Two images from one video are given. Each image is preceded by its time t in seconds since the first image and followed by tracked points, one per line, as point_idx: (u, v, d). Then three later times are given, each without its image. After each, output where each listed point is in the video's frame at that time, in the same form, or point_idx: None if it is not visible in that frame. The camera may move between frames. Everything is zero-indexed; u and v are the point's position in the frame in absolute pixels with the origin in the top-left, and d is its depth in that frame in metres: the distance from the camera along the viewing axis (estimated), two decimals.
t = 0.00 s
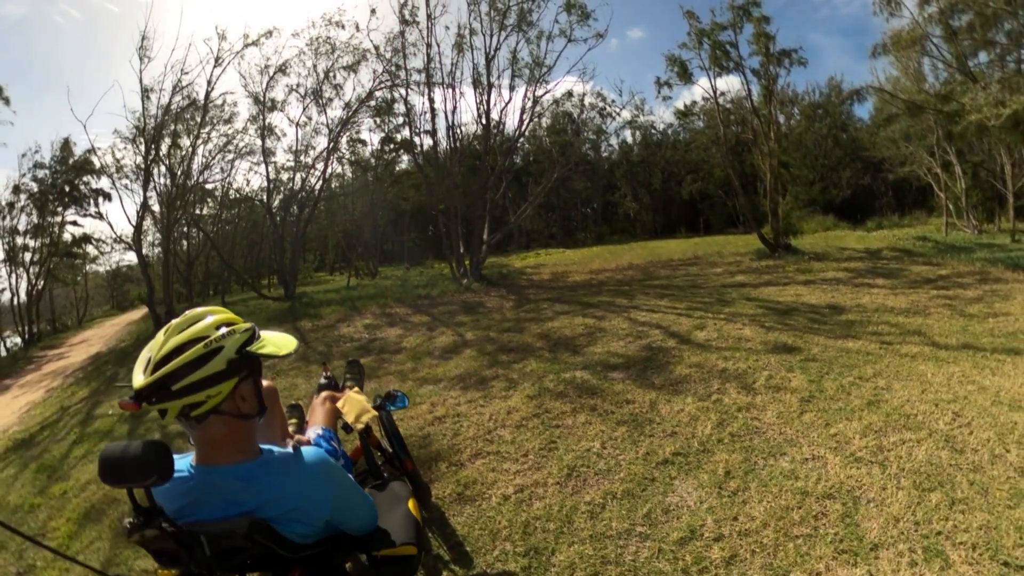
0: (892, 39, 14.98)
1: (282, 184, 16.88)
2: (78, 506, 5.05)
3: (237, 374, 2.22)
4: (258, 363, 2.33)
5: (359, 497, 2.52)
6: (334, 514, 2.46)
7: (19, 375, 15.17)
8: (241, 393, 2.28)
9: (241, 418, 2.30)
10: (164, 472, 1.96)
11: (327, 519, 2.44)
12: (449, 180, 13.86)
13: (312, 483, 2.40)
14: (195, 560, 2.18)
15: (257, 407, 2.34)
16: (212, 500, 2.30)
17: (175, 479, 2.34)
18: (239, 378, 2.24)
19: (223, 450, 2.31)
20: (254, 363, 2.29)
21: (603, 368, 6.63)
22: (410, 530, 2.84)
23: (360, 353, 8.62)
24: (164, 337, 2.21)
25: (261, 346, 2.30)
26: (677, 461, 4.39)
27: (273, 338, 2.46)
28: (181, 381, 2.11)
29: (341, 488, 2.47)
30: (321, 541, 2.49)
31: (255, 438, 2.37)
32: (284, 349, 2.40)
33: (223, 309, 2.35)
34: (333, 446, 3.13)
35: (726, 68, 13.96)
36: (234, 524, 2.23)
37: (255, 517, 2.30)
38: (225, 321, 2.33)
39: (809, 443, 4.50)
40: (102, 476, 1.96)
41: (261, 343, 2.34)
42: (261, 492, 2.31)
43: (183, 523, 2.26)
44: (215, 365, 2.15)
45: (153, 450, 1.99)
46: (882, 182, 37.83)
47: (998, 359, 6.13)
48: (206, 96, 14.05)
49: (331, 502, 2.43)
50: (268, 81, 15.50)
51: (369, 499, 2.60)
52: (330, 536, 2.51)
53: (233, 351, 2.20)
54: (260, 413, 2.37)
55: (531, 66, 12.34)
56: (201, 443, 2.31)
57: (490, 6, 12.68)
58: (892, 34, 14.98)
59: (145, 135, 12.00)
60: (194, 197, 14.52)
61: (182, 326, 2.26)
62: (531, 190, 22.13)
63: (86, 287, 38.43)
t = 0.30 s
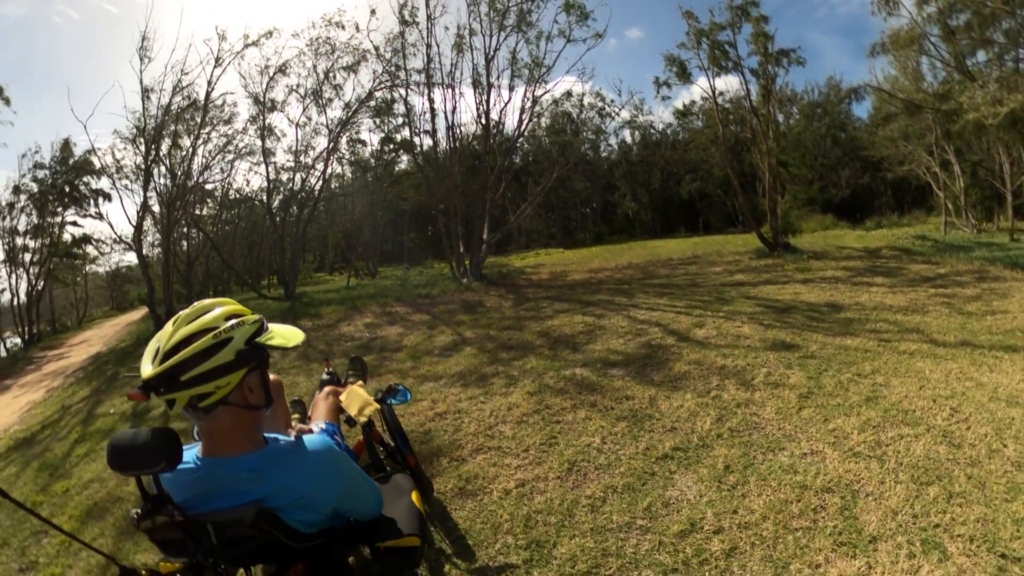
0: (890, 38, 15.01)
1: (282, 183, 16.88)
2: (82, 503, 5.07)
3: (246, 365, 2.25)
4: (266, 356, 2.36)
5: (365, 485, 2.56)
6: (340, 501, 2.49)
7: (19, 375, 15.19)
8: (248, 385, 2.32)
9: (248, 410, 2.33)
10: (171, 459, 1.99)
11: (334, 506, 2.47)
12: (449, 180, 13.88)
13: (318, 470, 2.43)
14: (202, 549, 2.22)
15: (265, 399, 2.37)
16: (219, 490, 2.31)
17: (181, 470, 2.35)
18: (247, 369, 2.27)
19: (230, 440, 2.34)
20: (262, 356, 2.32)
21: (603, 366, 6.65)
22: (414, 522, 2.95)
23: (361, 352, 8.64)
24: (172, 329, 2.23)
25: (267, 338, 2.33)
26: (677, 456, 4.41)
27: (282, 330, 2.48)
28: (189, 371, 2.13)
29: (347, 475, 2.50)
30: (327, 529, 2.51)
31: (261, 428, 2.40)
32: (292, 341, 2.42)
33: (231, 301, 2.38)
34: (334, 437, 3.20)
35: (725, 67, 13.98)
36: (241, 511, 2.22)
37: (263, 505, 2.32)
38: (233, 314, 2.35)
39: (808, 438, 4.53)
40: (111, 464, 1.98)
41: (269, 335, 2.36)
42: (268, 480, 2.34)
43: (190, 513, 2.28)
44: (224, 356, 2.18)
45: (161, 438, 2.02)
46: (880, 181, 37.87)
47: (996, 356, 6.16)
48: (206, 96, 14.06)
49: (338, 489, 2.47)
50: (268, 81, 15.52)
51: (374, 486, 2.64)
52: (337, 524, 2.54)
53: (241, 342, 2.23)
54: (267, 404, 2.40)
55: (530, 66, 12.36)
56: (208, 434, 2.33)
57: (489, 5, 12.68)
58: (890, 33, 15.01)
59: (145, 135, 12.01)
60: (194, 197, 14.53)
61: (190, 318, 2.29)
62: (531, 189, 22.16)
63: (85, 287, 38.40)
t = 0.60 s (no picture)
0: (890, 38, 15.01)
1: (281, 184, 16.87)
2: (83, 507, 5.07)
3: (249, 372, 2.25)
4: (269, 362, 2.37)
5: (371, 491, 2.56)
6: (347, 508, 2.49)
7: (19, 376, 15.17)
8: (252, 391, 2.33)
9: (253, 416, 2.33)
10: (183, 470, 1.99)
11: (342, 514, 2.47)
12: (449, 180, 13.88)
13: (325, 477, 2.43)
14: (212, 557, 2.21)
15: (269, 405, 2.38)
16: (228, 498, 2.31)
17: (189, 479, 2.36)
18: (251, 376, 2.27)
19: (236, 448, 2.35)
20: (265, 362, 2.33)
21: (604, 367, 6.65)
22: (422, 524, 2.95)
23: (362, 353, 8.63)
24: (175, 338, 2.24)
25: (270, 344, 2.33)
26: (679, 457, 4.41)
27: (286, 336, 2.48)
28: (193, 379, 2.14)
29: (354, 481, 2.50)
30: (336, 538, 2.51)
31: (267, 435, 2.41)
32: (296, 346, 2.43)
33: (234, 308, 2.39)
34: (342, 440, 3.18)
35: (725, 67, 13.98)
36: (252, 520, 2.25)
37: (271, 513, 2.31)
38: (235, 320, 2.36)
39: (809, 438, 4.53)
40: (120, 475, 1.99)
41: (272, 342, 2.37)
42: (275, 488, 2.33)
43: (199, 522, 2.28)
44: (227, 363, 2.19)
45: (167, 447, 2.02)
46: (880, 181, 37.89)
47: (995, 356, 6.16)
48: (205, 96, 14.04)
49: (345, 496, 2.46)
50: (268, 81, 15.50)
51: (381, 493, 2.64)
52: (345, 531, 2.54)
53: (244, 349, 2.24)
54: (272, 411, 2.41)
55: (530, 66, 12.35)
56: (214, 442, 2.34)
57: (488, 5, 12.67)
58: (890, 33, 15.00)
59: (145, 135, 12.00)
60: (194, 197, 14.51)
61: (192, 326, 2.29)
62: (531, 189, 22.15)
63: (84, 288, 38.31)
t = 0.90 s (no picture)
0: (887, 38, 15.06)
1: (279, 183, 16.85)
2: (85, 507, 5.08)
3: (252, 367, 2.26)
4: (272, 357, 2.37)
5: (376, 486, 2.60)
6: (353, 502, 2.52)
7: (17, 377, 15.15)
8: (256, 387, 2.33)
9: (257, 412, 2.34)
10: (191, 466, 2.01)
11: (347, 508, 2.50)
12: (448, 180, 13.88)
13: (328, 472, 2.46)
14: (221, 553, 2.22)
15: (273, 401, 2.38)
16: (233, 495, 2.34)
17: (194, 475, 2.38)
18: (253, 371, 2.28)
19: (241, 444, 2.37)
20: (269, 358, 2.33)
21: (604, 365, 6.67)
22: (425, 521, 2.98)
23: (361, 352, 8.65)
24: (178, 334, 2.26)
25: (273, 339, 2.34)
26: (679, 453, 4.43)
27: (289, 331, 2.49)
28: (196, 375, 2.15)
29: (357, 476, 2.53)
30: (341, 532, 2.54)
31: (271, 431, 2.43)
32: (299, 342, 2.43)
33: (237, 305, 2.40)
34: (345, 437, 3.22)
35: (723, 67, 14.00)
36: (261, 515, 2.27)
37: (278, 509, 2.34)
38: (238, 317, 2.37)
39: (807, 435, 4.56)
40: (127, 472, 2.01)
41: (275, 337, 2.38)
42: (281, 483, 2.37)
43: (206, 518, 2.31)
44: (230, 359, 2.20)
45: (175, 443, 2.04)
46: (877, 180, 37.98)
47: (991, 354, 6.19)
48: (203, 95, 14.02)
49: (350, 491, 2.50)
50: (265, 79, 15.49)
51: (385, 487, 2.67)
52: (350, 526, 2.57)
53: (246, 344, 2.25)
54: (276, 407, 2.42)
55: (528, 65, 12.36)
56: (219, 439, 2.36)
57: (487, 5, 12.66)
58: (887, 33, 15.04)
59: (143, 135, 11.99)
60: (192, 197, 14.51)
61: (195, 324, 2.31)
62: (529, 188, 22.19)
63: (82, 288, 38.22)
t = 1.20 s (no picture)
0: (883, 37, 15.12)
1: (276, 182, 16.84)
2: (85, 506, 5.09)
3: (257, 362, 2.28)
4: (279, 352, 2.39)
5: (381, 481, 2.62)
6: (358, 498, 2.54)
7: (13, 378, 15.11)
8: (263, 382, 2.36)
9: (264, 407, 2.37)
10: (201, 460, 2.05)
11: (352, 503, 2.53)
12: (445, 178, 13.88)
13: (333, 467, 2.48)
14: (227, 549, 2.25)
15: (280, 396, 2.41)
16: (240, 489, 2.37)
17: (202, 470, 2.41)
18: (259, 366, 2.30)
19: (247, 439, 2.39)
20: (275, 352, 2.36)
21: (602, 362, 6.70)
22: (430, 516, 3.00)
23: (360, 351, 8.66)
24: (185, 329, 2.28)
25: (279, 334, 2.36)
26: (677, 448, 4.47)
27: (295, 327, 2.51)
28: (202, 370, 2.18)
29: (362, 472, 2.55)
30: (346, 527, 2.57)
31: (277, 426, 2.45)
32: (305, 336, 2.45)
33: (242, 300, 2.42)
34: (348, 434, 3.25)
35: (719, 66, 14.04)
36: (267, 510, 2.29)
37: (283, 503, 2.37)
38: (244, 312, 2.40)
39: (803, 430, 4.60)
40: (135, 466, 2.04)
41: (281, 331, 2.40)
42: (287, 478, 2.39)
43: (213, 512, 2.34)
44: (235, 354, 2.22)
45: (182, 438, 2.07)
46: (873, 179, 38.11)
47: (986, 351, 6.24)
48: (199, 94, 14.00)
49: (356, 486, 2.52)
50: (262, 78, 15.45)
51: (389, 482, 2.69)
52: (355, 521, 2.59)
53: (251, 340, 2.27)
54: (282, 401, 2.44)
55: (525, 64, 12.37)
56: (225, 434, 2.39)
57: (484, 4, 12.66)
58: (883, 33, 15.10)
59: (139, 134, 11.97)
60: (188, 196, 14.50)
61: (201, 320, 2.34)
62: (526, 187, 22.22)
63: (78, 288, 38.10)
